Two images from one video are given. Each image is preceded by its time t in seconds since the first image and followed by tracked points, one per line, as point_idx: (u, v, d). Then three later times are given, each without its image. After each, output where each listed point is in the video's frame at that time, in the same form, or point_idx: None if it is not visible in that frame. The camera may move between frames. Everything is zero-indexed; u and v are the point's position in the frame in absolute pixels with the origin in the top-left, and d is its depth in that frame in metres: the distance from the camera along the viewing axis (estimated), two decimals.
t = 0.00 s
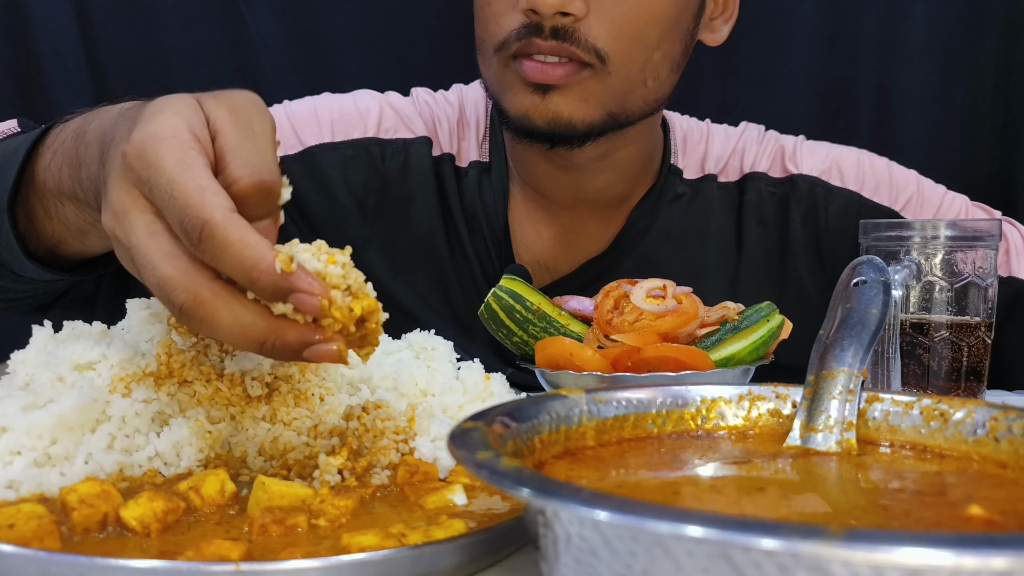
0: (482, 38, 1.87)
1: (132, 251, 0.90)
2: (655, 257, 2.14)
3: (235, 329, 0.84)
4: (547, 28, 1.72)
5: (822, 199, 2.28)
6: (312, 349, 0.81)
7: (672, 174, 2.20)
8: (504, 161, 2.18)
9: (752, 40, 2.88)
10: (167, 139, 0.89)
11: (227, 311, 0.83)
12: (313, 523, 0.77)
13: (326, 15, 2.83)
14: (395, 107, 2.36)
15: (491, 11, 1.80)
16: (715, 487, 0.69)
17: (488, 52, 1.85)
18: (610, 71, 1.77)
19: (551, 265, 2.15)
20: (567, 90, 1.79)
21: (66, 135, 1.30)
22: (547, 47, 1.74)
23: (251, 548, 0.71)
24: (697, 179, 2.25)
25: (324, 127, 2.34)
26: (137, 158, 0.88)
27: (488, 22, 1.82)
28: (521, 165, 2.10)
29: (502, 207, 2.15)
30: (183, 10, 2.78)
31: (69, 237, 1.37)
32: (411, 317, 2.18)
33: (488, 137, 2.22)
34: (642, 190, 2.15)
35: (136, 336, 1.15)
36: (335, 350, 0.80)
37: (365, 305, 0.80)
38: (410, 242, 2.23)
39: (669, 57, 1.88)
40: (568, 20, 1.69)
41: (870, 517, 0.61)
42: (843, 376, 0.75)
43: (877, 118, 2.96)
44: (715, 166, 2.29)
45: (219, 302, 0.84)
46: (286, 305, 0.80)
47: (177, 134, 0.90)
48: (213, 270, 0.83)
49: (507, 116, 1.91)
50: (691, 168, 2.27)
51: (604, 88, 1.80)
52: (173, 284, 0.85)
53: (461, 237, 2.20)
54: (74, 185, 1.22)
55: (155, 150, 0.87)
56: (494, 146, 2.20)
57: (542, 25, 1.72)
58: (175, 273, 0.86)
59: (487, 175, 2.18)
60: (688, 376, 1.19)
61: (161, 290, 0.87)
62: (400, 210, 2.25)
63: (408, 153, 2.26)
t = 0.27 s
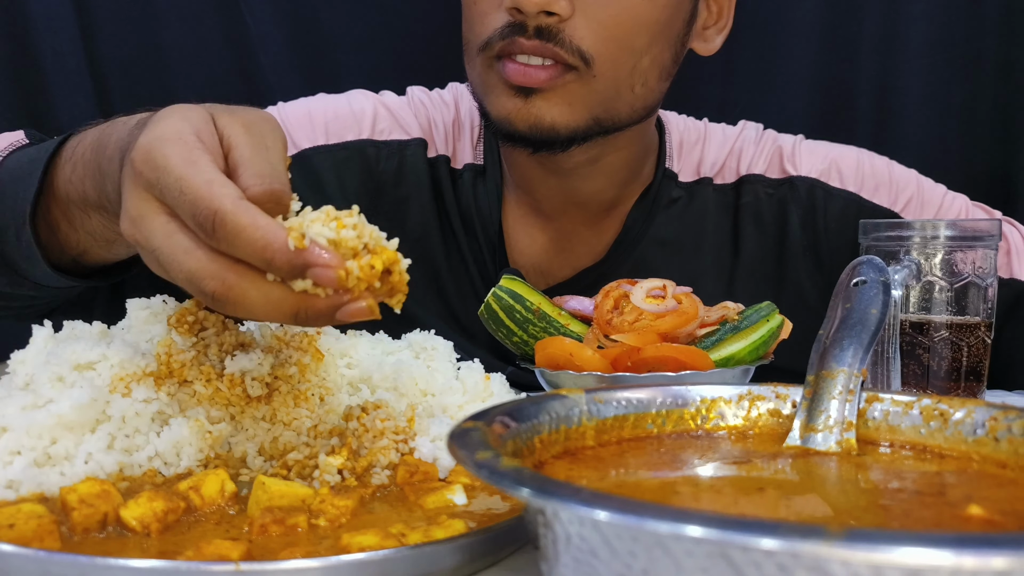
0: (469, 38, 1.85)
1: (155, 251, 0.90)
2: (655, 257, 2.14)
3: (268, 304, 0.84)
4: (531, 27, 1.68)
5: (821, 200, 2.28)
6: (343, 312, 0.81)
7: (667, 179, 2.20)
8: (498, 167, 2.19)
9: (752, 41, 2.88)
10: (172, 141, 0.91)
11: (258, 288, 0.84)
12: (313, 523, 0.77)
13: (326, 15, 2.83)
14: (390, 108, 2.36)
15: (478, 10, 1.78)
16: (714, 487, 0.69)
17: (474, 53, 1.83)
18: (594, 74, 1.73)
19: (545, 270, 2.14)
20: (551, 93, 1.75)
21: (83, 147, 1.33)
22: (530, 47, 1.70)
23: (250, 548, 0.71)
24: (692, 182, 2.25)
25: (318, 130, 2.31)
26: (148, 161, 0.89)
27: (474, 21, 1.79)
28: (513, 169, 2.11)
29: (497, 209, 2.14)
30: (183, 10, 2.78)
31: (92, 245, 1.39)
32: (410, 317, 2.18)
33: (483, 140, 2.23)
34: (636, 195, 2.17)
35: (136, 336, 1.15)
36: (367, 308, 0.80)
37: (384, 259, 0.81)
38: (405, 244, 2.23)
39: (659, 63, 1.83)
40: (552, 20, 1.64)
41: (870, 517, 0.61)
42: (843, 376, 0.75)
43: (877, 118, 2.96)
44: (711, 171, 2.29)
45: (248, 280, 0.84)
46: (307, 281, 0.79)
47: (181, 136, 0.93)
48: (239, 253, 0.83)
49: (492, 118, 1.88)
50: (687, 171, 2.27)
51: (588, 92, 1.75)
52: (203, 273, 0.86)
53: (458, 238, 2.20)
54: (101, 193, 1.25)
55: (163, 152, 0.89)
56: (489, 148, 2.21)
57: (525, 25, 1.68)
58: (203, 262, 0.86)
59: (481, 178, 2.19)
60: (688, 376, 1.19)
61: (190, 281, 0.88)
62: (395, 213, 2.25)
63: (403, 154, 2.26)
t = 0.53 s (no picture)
0: (468, 45, 1.84)
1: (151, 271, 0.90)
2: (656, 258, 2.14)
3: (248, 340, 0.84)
4: (531, 38, 1.67)
5: (820, 201, 2.28)
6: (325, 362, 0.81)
7: (665, 181, 2.20)
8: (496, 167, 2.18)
9: (752, 41, 2.88)
10: (182, 165, 0.91)
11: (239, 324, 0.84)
12: (313, 523, 0.77)
13: (326, 15, 2.83)
14: (388, 109, 2.36)
15: (477, 18, 1.77)
16: (714, 486, 0.69)
17: (473, 60, 1.82)
18: (594, 84, 1.73)
19: (544, 271, 2.15)
20: (551, 100, 1.75)
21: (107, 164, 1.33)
22: (531, 59, 1.69)
23: (250, 548, 0.71)
24: (691, 183, 2.25)
25: (315, 133, 2.33)
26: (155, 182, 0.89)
27: (473, 29, 1.79)
28: (512, 171, 2.11)
29: (495, 211, 2.14)
30: (183, 10, 2.78)
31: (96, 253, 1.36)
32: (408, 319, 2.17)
33: (482, 141, 2.22)
34: (634, 198, 2.17)
35: (136, 336, 1.15)
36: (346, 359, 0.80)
37: (373, 315, 0.79)
38: (404, 246, 2.22)
39: (658, 68, 1.84)
40: (553, 30, 1.64)
41: (871, 517, 0.61)
42: (843, 376, 0.75)
43: (877, 118, 2.96)
44: (710, 170, 2.29)
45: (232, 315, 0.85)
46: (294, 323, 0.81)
47: (192, 161, 0.93)
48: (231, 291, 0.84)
49: (491, 124, 1.88)
50: (685, 171, 2.27)
51: (589, 100, 1.75)
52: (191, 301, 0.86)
53: (457, 239, 2.20)
54: (111, 207, 1.25)
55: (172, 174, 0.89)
56: (487, 150, 2.21)
57: (526, 36, 1.67)
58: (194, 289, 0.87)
59: (480, 180, 2.18)
60: (688, 376, 1.19)
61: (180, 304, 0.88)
62: (391, 214, 2.24)
63: (400, 156, 2.25)
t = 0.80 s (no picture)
0: (466, 47, 1.84)
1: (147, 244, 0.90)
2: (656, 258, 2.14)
3: (252, 305, 0.84)
4: (530, 41, 1.67)
5: (819, 201, 2.28)
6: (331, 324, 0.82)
7: (663, 182, 2.20)
8: (495, 167, 2.18)
9: (752, 41, 2.88)
10: (178, 138, 0.92)
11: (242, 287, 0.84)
12: (313, 523, 0.77)
13: (326, 15, 2.83)
14: (386, 109, 2.36)
15: (474, 21, 1.76)
16: (715, 487, 0.69)
17: (472, 62, 1.82)
18: (594, 86, 1.73)
19: (543, 272, 2.15)
20: (551, 103, 1.75)
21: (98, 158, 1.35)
22: (531, 61, 1.69)
23: (250, 549, 0.71)
24: (690, 184, 2.25)
25: (314, 132, 2.32)
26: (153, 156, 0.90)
27: (471, 30, 1.78)
28: (511, 172, 2.11)
29: (494, 212, 2.14)
30: (183, 10, 2.78)
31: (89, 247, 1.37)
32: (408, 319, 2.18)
33: (480, 141, 2.22)
34: (633, 198, 2.17)
35: (136, 336, 1.16)
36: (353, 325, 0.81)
37: (379, 280, 0.81)
38: (403, 247, 2.22)
39: (657, 70, 1.84)
40: (552, 32, 1.63)
41: (871, 517, 0.61)
42: (843, 376, 0.75)
43: (878, 118, 2.96)
44: (709, 170, 2.29)
45: (235, 280, 0.85)
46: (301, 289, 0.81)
47: (189, 136, 0.94)
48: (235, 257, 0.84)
49: (491, 127, 1.87)
50: (684, 172, 2.27)
51: (588, 101, 1.75)
52: (192, 270, 0.86)
53: (456, 239, 2.19)
54: (103, 197, 1.24)
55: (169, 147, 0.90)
56: (486, 150, 2.20)
57: (525, 39, 1.67)
58: (196, 257, 0.87)
59: (479, 180, 2.18)
60: (688, 376, 1.19)
61: (179, 274, 0.87)
62: (390, 215, 2.24)
63: (399, 156, 2.26)
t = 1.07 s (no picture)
0: (464, 46, 1.84)
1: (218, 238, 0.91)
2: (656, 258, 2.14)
3: (347, 260, 0.88)
4: (528, 36, 1.65)
5: (819, 202, 2.28)
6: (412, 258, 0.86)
7: (662, 183, 2.20)
8: (492, 167, 2.17)
9: (752, 41, 2.87)
10: (213, 131, 0.91)
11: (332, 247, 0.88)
12: (313, 523, 0.77)
13: (326, 15, 2.83)
14: (381, 112, 2.32)
15: (471, 19, 1.76)
16: (715, 486, 0.69)
17: (470, 61, 1.81)
18: (591, 83, 1.72)
19: (542, 273, 2.15)
20: (548, 101, 1.75)
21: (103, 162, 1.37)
22: (528, 56, 1.68)
23: (250, 548, 0.71)
24: (689, 184, 2.25)
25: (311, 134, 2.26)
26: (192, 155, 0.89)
27: (468, 29, 1.78)
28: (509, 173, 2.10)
29: (493, 213, 2.13)
30: (183, 10, 2.78)
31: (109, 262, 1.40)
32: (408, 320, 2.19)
33: (478, 143, 2.22)
34: (632, 198, 2.17)
35: (136, 336, 1.16)
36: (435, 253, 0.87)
37: (442, 203, 0.86)
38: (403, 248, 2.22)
39: (655, 69, 1.84)
40: (550, 28, 1.62)
41: (871, 517, 0.61)
42: (843, 376, 0.75)
43: (878, 118, 2.96)
44: (708, 170, 2.29)
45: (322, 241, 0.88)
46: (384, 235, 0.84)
47: (218, 125, 0.93)
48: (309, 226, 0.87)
49: (488, 127, 1.87)
50: (683, 172, 2.27)
51: (586, 100, 1.75)
52: (279, 245, 0.90)
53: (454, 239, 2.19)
54: (132, 205, 1.25)
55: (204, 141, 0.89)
56: (485, 150, 2.19)
57: (523, 34, 1.66)
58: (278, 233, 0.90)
59: (477, 182, 2.18)
60: (688, 376, 1.19)
61: (267, 255, 0.90)
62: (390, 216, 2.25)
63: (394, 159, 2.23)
